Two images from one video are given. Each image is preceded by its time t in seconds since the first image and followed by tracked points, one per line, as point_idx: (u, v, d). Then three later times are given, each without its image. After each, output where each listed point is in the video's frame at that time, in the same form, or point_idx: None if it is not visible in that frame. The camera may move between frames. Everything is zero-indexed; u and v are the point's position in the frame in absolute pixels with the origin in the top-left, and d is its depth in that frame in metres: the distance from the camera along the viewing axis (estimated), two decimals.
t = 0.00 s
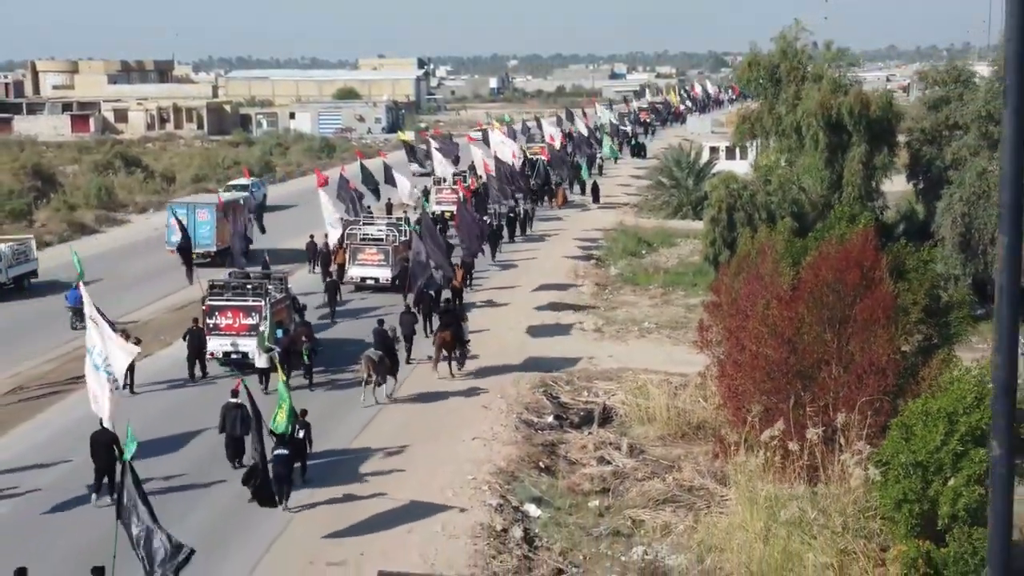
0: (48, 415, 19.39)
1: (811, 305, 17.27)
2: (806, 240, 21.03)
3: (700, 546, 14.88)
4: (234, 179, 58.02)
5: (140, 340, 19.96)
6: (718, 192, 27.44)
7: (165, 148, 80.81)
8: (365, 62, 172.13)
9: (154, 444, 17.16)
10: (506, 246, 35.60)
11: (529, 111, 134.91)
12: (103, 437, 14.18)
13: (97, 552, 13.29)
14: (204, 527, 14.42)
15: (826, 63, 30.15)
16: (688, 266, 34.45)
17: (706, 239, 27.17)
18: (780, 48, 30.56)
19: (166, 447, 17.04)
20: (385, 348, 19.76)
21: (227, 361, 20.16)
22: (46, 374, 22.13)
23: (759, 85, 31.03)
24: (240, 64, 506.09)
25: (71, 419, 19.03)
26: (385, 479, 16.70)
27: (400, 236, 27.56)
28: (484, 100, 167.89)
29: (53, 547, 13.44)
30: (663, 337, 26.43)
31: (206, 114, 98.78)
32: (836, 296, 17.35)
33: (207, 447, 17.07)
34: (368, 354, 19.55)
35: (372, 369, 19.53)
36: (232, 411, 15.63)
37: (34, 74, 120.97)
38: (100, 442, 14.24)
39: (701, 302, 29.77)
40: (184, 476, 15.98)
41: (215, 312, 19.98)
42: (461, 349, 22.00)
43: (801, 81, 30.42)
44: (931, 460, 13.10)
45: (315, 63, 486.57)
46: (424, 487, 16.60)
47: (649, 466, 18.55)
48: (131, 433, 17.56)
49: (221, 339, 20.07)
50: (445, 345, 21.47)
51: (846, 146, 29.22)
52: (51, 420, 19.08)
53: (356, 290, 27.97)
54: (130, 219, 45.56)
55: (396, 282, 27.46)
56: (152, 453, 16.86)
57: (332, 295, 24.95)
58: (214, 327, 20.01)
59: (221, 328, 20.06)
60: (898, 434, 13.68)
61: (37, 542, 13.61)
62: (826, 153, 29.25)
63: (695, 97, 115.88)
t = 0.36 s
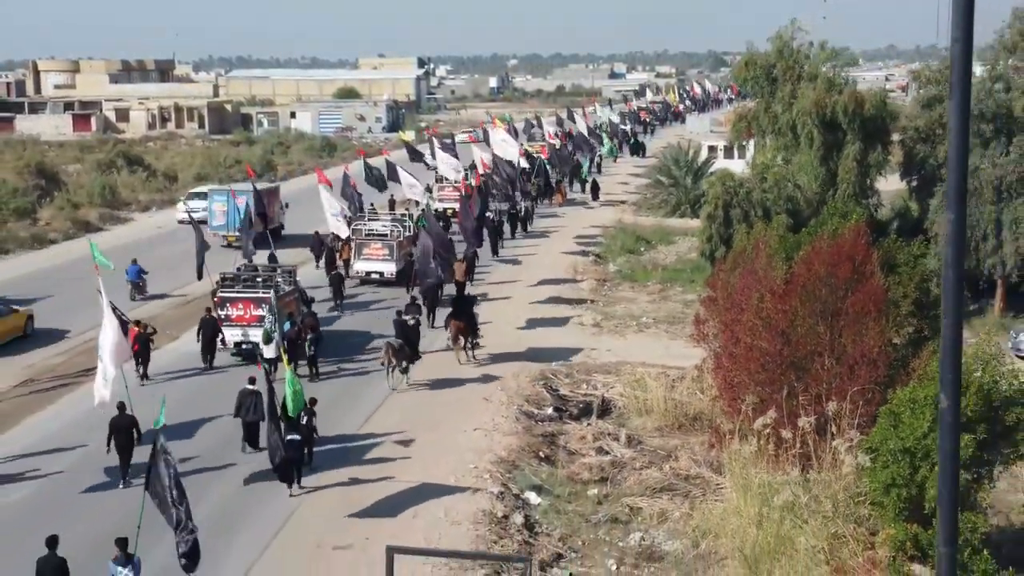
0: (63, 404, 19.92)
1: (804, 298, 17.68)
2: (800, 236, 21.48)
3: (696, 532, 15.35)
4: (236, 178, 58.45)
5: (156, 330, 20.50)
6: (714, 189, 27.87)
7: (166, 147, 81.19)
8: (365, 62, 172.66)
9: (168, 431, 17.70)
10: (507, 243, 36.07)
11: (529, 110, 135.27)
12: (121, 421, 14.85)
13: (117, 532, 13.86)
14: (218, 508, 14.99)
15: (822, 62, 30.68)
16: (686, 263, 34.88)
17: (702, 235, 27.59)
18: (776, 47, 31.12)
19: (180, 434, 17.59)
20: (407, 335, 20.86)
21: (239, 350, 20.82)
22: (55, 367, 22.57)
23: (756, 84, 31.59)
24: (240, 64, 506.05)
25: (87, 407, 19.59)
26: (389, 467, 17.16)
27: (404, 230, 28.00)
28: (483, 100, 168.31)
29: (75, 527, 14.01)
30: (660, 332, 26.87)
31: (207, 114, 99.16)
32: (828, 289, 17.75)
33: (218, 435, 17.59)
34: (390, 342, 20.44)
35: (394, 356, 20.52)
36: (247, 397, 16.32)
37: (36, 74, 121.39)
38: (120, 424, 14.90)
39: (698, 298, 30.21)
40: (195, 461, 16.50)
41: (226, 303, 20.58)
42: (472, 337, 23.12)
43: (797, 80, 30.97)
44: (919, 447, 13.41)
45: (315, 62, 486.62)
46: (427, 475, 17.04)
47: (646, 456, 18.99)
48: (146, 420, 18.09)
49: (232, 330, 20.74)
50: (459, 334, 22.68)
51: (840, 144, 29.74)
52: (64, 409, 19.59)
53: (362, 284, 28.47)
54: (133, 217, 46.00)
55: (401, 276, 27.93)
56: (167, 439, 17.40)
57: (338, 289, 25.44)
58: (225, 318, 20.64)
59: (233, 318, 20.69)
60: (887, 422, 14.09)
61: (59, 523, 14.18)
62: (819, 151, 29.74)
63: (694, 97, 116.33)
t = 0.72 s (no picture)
0: (77, 394, 20.42)
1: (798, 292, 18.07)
2: (794, 232, 21.90)
3: (692, 519, 15.76)
4: (238, 177, 58.85)
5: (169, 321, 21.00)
6: (712, 186, 28.32)
7: (168, 147, 81.52)
8: (365, 62, 173.32)
9: (181, 419, 18.22)
10: (507, 240, 36.48)
11: (529, 109, 135.59)
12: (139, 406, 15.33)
13: (132, 513, 14.36)
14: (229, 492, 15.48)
15: (818, 62, 31.14)
16: (684, 261, 35.27)
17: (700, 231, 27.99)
18: (772, 48, 31.60)
19: (192, 421, 18.10)
20: (427, 326, 21.42)
21: (249, 340, 21.45)
22: (64, 361, 22.98)
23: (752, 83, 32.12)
24: (240, 63, 506.56)
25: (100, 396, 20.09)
26: (393, 457, 17.59)
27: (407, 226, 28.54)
28: (483, 99, 168.60)
29: (92, 509, 14.49)
30: (659, 327, 27.25)
31: (208, 113, 99.48)
32: (821, 284, 18.13)
33: (229, 424, 18.09)
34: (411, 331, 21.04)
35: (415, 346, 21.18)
36: (262, 384, 16.91)
37: (37, 73, 121.81)
38: (137, 409, 15.41)
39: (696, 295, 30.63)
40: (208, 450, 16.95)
41: (237, 296, 21.28)
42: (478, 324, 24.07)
43: (794, 79, 31.47)
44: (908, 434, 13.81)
45: (315, 62, 487.50)
46: (430, 464, 17.44)
47: (644, 447, 19.39)
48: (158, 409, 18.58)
49: (242, 321, 21.38)
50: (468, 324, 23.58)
51: (835, 142, 30.25)
52: (74, 400, 20.01)
53: (367, 278, 29.00)
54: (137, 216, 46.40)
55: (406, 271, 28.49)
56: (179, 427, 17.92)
57: (345, 283, 25.93)
58: (236, 310, 21.31)
59: (243, 310, 21.34)
60: (878, 411, 14.51)
61: (77, 505, 14.66)
62: (815, 149, 30.20)
63: (694, 96, 116.69)
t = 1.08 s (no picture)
0: (91, 383, 20.85)
1: (792, 288, 18.46)
2: (789, 229, 22.32)
3: (689, 507, 16.18)
4: (240, 176, 59.26)
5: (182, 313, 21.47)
6: (709, 184, 28.78)
7: (170, 146, 81.92)
8: (365, 61, 173.81)
9: (192, 409, 18.69)
10: (508, 237, 36.89)
11: (528, 108, 135.99)
12: (156, 394, 15.72)
13: (146, 499, 14.80)
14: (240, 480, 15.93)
15: (814, 61, 31.58)
16: (682, 258, 35.67)
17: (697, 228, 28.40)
18: (769, 47, 32.03)
19: (204, 411, 18.56)
20: (449, 315, 22.26)
21: (256, 334, 21.95)
22: (73, 355, 23.41)
23: (749, 82, 32.59)
24: (240, 63, 506.99)
25: (115, 384, 20.54)
26: (398, 446, 18.02)
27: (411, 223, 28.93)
28: (482, 99, 168.97)
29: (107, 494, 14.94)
30: (657, 323, 27.66)
31: (209, 113, 99.89)
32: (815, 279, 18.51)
33: (238, 414, 18.54)
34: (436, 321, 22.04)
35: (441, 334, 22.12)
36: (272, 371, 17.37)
37: (39, 73, 122.29)
38: (154, 399, 15.74)
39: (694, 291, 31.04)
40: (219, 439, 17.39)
41: (246, 289, 21.76)
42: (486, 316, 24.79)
43: (790, 78, 31.92)
44: (898, 424, 14.23)
45: (314, 61, 487.80)
46: (433, 454, 17.87)
47: (642, 438, 19.80)
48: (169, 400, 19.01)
49: (250, 314, 21.83)
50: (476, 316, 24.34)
51: (830, 140, 30.83)
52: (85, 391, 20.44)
53: (371, 274, 29.37)
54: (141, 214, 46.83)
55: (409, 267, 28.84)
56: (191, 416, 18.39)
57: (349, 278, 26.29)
58: (245, 303, 21.79)
59: (252, 303, 21.84)
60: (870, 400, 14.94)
61: (93, 490, 15.10)
62: (810, 147, 30.76)
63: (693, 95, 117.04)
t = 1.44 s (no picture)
0: (104, 376, 21.27)
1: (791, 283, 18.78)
2: (787, 225, 22.68)
3: (689, 496, 16.58)
4: (242, 176, 59.60)
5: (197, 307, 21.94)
6: (708, 182, 29.16)
7: (171, 147, 82.25)
8: (365, 61, 174.17)
9: (206, 399, 19.14)
10: (510, 235, 37.26)
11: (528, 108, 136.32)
12: (174, 383, 16.20)
13: (163, 485, 15.24)
14: (252, 469, 16.36)
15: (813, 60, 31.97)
16: (682, 255, 36.03)
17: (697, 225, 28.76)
18: (767, 47, 32.41)
19: (217, 402, 19.00)
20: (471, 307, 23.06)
21: (268, 327, 22.51)
22: (83, 351, 23.80)
23: (748, 81, 32.97)
24: (239, 64, 507.09)
25: (127, 377, 20.95)
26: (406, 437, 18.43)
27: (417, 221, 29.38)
28: (482, 98, 169.23)
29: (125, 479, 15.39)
30: (657, 319, 28.03)
31: (210, 113, 100.19)
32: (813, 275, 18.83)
33: (250, 405, 18.97)
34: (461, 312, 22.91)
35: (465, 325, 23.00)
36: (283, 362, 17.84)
37: (39, 74, 122.57)
38: (173, 388, 16.22)
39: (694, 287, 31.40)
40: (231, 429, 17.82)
41: (258, 284, 22.21)
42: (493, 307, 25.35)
43: (789, 77, 32.32)
44: (893, 414, 14.61)
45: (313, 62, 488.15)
46: (439, 444, 18.26)
47: (643, 431, 20.18)
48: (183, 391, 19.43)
49: (262, 308, 22.39)
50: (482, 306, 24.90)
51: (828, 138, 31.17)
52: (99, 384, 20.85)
53: (376, 270, 29.71)
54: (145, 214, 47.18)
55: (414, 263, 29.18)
56: (205, 406, 18.85)
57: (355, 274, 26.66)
58: (257, 297, 22.32)
59: (264, 298, 22.34)
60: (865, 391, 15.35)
61: (110, 476, 15.56)
62: (809, 145, 31.08)
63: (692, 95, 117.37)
